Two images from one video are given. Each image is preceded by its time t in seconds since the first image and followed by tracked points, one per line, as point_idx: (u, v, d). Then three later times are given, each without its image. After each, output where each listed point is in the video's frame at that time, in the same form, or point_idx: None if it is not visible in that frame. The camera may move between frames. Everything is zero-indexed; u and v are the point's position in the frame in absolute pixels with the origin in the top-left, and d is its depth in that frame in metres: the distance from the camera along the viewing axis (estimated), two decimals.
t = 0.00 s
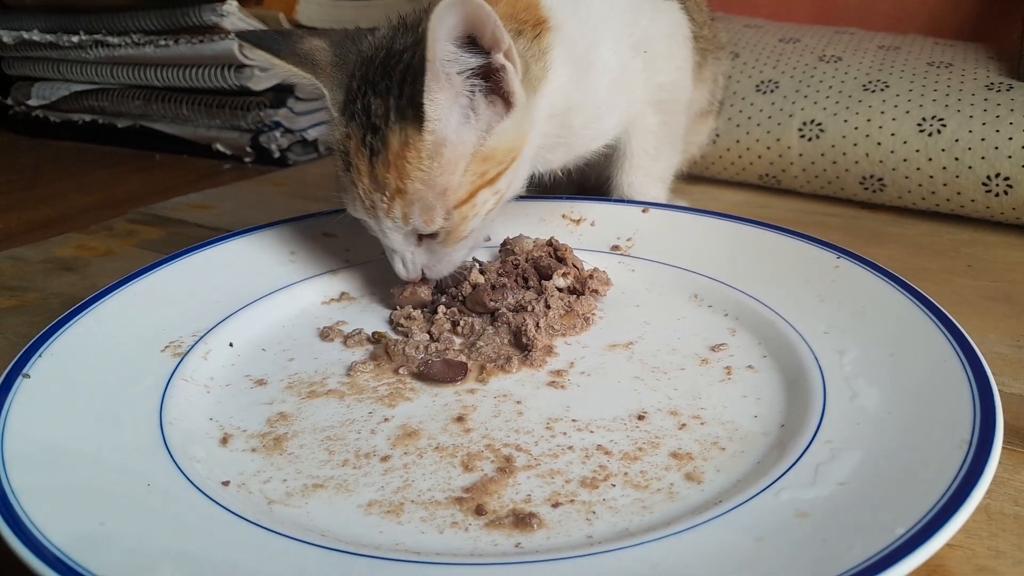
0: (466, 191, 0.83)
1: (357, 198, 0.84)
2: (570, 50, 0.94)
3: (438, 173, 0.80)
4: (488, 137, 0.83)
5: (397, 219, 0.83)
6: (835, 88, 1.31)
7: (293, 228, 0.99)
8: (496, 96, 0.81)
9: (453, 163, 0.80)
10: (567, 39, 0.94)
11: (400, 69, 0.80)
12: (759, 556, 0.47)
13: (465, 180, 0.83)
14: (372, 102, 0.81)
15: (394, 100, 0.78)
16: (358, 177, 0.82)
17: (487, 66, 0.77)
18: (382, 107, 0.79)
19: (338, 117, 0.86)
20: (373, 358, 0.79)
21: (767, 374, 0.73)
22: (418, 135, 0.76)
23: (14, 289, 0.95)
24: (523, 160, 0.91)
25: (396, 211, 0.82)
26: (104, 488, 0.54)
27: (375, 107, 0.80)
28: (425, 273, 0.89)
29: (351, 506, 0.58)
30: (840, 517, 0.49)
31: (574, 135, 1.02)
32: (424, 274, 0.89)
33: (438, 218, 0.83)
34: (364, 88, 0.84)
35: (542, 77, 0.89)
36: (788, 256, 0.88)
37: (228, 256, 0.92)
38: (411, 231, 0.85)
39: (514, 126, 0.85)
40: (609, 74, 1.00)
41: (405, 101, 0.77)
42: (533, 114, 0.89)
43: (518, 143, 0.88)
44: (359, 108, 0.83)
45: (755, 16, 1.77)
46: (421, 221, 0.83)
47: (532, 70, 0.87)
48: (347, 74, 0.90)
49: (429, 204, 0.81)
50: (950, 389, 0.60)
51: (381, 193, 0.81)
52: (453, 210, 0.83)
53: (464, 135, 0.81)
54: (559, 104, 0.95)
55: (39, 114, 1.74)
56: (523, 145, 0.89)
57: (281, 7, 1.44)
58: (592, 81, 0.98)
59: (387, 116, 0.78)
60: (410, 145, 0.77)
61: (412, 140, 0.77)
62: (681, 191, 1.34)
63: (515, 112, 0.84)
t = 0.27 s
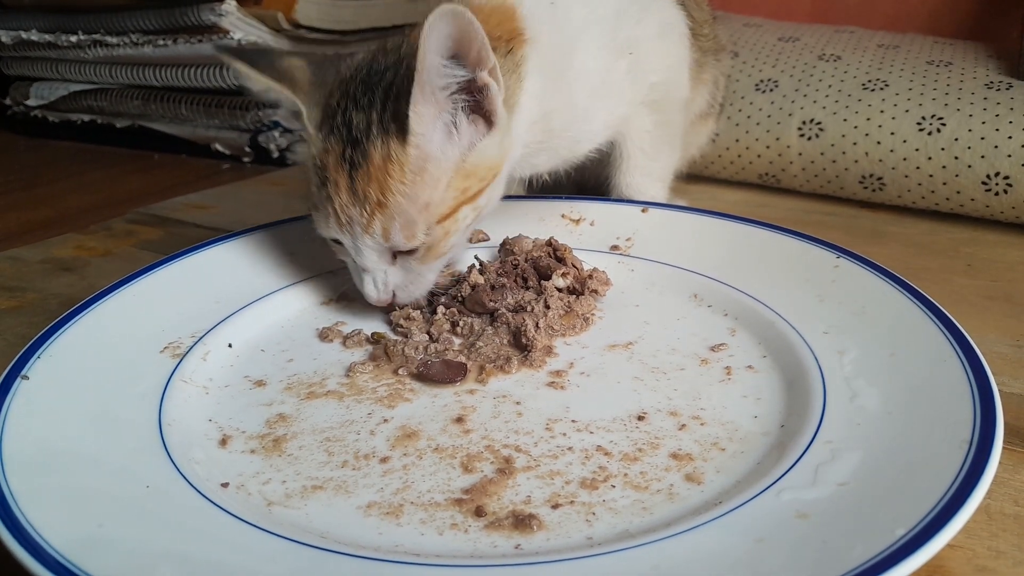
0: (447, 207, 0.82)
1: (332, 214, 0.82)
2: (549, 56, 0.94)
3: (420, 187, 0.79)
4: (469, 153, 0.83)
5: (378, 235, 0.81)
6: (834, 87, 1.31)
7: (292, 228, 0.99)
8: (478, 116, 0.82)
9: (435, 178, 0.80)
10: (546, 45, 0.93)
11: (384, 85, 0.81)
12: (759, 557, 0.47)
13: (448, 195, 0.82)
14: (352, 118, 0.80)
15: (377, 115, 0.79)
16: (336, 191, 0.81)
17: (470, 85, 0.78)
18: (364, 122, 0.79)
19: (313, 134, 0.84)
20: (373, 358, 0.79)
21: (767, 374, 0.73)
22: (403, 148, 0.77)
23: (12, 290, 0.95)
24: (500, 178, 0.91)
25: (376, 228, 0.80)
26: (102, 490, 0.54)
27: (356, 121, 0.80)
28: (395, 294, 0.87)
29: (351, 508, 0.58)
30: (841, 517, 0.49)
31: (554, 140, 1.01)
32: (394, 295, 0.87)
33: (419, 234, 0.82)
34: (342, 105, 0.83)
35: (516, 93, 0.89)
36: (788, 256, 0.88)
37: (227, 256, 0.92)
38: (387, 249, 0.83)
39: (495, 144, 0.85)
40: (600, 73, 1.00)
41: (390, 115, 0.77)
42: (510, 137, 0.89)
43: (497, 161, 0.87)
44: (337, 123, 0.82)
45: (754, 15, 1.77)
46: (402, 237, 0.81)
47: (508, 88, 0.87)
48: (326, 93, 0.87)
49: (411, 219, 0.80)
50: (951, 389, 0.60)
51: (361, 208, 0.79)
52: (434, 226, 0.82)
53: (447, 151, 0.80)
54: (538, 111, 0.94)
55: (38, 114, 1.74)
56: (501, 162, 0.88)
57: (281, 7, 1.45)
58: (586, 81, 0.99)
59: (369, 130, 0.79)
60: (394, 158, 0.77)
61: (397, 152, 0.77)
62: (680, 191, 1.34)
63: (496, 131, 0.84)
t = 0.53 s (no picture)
0: (441, 175, 0.83)
1: (329, 194, 0.84)
2: (535, 50, 0.94)
3: (409, 157, 0.79)
4: (456, 117, 0.82)
5: (374, 210, 0.82)
6: (833, 87, 1.31)
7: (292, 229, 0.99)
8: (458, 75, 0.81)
9: (423, 145, 0.80)
10: (530, 38, 0.93)
11: (360, 57, 0.82)
12: (759, 558, 0.47)
13: (439, 163, 0.82)
14: (333, 93, 0.82)
15: (356, 88, 0.80)
16: (330, 168, 0.83)
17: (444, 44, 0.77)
18: (344, 96, 0.80)
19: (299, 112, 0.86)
20: (373, 360, 0.79)
21: (767, 375, 0.73)
22: (384, 118, 0.77)
23: (13, 292, 0.95)
24: (494, 143, 0.91)
25: (371, 201, 0.81)
26: (102, 492, 0.54)
27: (338, 97, 0.81)
28: (415, 264, 0.88)
29: (351, 510, 0.58)
30: (841, 518, 0.49)
31: (543, 133, 1.02)
32: (412, 265, 0.88)
33: (416, 205, 0.82)
34: (324, 81, 0.85)
35: (504, 60, 0.88)
36: (788, 256, 0.88)
37: (226, 258, 0.92)
38: (390, 223, 0.84)
39: (482, 105, 0.85)
40: (593, 70, 1.01)
41: (368, 86, 0.78)
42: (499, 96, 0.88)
43: (488, 123, 0.87)
44: (321, 100, 0.83)
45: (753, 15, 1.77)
46: (399, 208, 0.82)
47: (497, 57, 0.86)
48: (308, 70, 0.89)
49: (405, 190, 0.81)
50: (951, 390, 0.60)
51: (354, 184, 0.81)
52: (430, 195, 0.82)
53: (431, 118, 0.80)
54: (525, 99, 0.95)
55: (37, 115, 1.74)
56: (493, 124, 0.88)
57: (280, 8, 1.46)
58: (579, 81, 0.99)
59: (350, 104, 0.80)
60: (376, 129, 0.78)
61: (378, 124, 0.77)
62: (679, 191, 1.34)
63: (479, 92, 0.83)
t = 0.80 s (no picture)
0: (460, 162, 0.83)
1: (350, 200, 0.82)
2: (527, 52, 0.94)
3: (429, 145, 0.79)
4: (467, 106, 0.83)
5: (401, 206, 0.80)
6: (834, 87, 1.31)
7: (292, 229, 0.99)
8: (461, 67, 0.82)
9: (440, 132, 0.80)
10: (518, 39, 0.93)
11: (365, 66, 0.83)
12: (758, 558, 0.47)
13: (456, 151, 0.82)
14: (345, 100, 0.81)
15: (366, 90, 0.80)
16: (347, 176, 0.81)
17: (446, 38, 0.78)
18: (356, 100, 0.80)
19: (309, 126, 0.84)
20: (373, 359, 0.79)
21: (767, 375, 0.73)
22: (399, 108, 0.77)
23: (13, 291, 0.95)
24: (499, 139, 0.91)
25: (397, 197, 0.80)
26: (102, 491, 0.54)
27: (349, 102, 0.81)
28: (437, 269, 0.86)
29: (351, 509, 0.58)
30: (841, 517, 0.49)
31: (538, 135, 1.02)
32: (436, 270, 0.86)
33: (441, 193, 0.82)
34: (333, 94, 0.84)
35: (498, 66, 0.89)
36: (788, 256, 0.88)
37: (227, 257, 0.92)
38: (416, 220, 0.82)
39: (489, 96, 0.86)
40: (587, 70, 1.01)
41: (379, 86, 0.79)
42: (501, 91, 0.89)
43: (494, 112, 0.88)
44: (332, 110, 0.82)
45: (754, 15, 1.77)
46: (426, 199, 0.81)
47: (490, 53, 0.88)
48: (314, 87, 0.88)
49: (429, 177, 0.80)
50: (951, 389, 0.60)
51: (377, 182, 0.79)
52: (454, 180, 0.83)
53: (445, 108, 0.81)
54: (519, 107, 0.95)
55: (38, 114, 1.74)
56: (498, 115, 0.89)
57: (281, 7, 1.45)
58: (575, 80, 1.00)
59: (363, 105, 0.79)
60: (392, 122, 0.77)
61: (393, 115, 0.77)
62: (680, 191, 1.34)
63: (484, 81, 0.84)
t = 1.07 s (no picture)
0: (538, 154, 0.83)
1: (427, 188, 0.78)
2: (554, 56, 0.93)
3: (517, 131, 0.79)
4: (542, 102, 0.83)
5: (489, 191, 0.79)
6: (834, 88, 1.31)
7: (292, 228, 0.99)
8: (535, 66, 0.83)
9: (523, 122, 0.80)
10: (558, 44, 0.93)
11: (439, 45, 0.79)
12: (758, 557, 0.47)
13: (535, 142, 0.82)
14: (425, 79, 0.77)
15: (448, 69, 0.77)
16: (429, 158, 0.76)
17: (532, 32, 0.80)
18: (438, 79, 0.76)
19: (383, 105, 0.77)
20: (372, 358, 0.79)
21: (767, 374, 0.73)
22: (488, 90, 0.76)
23: (13, 289, 0.95)
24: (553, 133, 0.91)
25: (485, 183, 0.78)
26: (102, 488, 0.54)
27: (429, 81, 0.77)
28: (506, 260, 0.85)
29: (350, 507, 0.58)
30: (841, 517, 0.49)
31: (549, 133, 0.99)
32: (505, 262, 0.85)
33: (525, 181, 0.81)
34: (405, 73, 0.79)
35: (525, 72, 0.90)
36: (787, 256, 0.88)
37: (227, 256, 0.92)
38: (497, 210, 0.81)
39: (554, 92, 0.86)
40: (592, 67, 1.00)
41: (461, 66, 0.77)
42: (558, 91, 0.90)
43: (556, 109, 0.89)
44: (408, 92, 0.77)
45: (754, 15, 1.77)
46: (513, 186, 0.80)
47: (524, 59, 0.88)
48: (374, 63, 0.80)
49: (517, 164, 0.79)
50: (950, 389, 0.60)
51: (468, 168, 0.77)
52: (535, 169, 0.83)
53: (527, 100, 0.81)
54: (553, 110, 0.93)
55: (39, 114, 1.74)
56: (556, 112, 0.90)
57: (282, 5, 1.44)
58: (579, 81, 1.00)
59: (445, 85, 0.76)
60: (483, 106, 0.76)
61: (485, 98, 0.76)
62: (680, 191, 1.34)
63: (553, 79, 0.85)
